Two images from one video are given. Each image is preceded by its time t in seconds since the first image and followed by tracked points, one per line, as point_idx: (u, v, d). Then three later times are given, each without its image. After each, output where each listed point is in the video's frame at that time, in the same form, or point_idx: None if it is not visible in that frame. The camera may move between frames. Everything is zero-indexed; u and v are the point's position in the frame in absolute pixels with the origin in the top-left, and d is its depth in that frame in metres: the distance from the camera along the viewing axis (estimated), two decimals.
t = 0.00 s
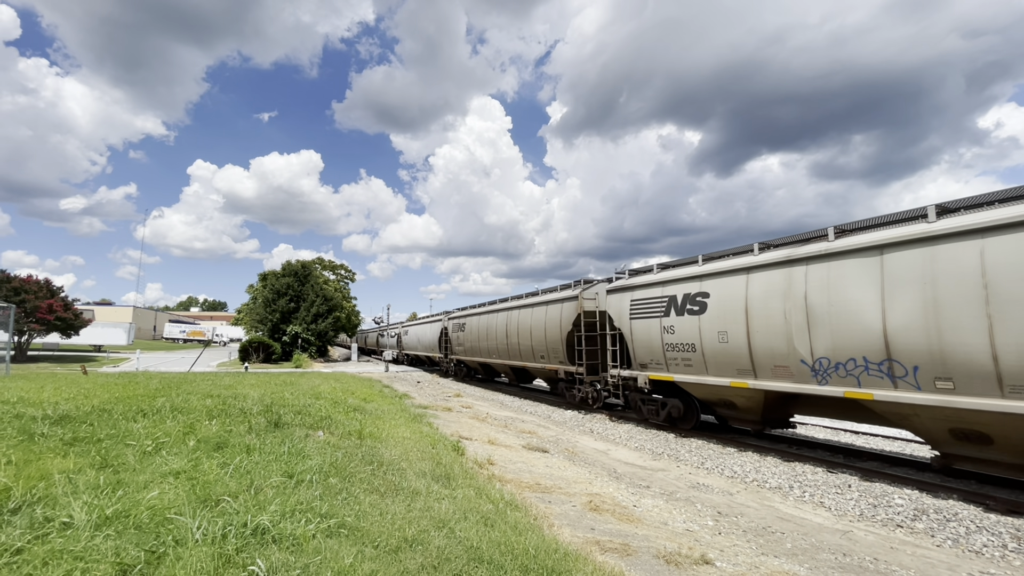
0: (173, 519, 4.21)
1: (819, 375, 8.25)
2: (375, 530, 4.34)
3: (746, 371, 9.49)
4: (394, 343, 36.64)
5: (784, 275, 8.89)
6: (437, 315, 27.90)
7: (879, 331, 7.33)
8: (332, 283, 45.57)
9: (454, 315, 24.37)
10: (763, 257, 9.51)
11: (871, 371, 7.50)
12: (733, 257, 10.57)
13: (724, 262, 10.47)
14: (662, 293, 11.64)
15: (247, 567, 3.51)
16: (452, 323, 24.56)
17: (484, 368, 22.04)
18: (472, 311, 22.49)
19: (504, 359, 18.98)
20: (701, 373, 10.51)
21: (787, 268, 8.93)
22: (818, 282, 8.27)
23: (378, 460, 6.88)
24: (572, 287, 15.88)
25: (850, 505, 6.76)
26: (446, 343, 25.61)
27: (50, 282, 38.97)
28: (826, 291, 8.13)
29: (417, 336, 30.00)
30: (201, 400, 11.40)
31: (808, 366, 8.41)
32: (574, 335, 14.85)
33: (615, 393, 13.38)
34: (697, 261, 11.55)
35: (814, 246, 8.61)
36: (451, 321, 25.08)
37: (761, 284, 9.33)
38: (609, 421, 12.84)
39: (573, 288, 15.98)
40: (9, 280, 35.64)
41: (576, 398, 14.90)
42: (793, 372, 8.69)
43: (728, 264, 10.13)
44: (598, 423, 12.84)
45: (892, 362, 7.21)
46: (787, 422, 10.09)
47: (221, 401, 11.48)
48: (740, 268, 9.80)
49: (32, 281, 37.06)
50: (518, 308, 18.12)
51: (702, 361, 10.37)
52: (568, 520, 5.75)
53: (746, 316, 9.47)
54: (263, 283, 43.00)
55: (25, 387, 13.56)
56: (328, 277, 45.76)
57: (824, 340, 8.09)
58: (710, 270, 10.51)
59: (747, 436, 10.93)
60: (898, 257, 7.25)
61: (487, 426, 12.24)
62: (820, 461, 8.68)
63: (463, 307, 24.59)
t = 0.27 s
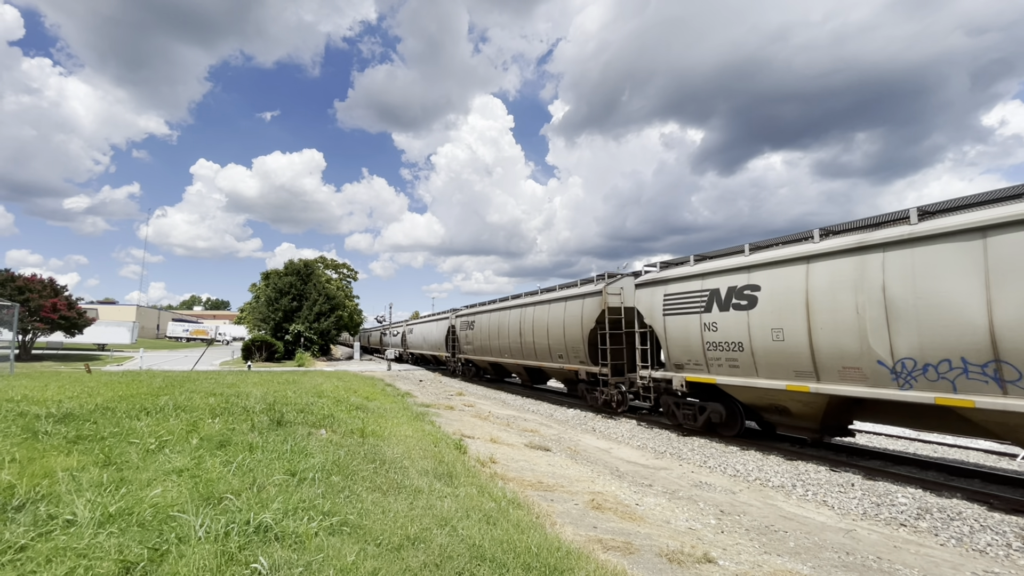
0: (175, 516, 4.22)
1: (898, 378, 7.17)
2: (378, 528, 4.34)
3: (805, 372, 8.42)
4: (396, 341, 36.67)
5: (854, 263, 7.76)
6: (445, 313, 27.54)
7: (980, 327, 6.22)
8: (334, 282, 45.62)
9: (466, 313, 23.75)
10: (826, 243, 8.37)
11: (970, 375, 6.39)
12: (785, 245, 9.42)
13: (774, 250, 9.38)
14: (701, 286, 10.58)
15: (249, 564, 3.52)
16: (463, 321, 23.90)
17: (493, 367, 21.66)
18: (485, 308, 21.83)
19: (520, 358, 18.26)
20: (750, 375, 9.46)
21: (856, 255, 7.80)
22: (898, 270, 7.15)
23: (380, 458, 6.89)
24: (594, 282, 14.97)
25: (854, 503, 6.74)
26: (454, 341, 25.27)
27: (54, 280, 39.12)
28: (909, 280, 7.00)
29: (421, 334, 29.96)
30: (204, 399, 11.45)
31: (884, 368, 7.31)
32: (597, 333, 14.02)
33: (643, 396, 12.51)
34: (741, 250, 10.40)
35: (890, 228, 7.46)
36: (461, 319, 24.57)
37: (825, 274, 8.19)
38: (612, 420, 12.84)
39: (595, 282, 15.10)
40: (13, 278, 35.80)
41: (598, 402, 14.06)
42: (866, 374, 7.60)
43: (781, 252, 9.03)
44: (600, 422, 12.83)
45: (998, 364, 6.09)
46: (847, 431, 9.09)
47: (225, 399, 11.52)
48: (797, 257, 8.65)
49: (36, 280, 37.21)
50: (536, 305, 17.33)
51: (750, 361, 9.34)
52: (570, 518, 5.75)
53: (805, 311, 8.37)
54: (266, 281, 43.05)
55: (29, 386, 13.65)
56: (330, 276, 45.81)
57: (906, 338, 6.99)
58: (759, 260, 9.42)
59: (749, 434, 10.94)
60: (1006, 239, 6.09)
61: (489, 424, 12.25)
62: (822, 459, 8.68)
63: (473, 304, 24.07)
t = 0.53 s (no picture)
0: (178, 514, 4.22)
1: (1002, 382, 6.20)
2: (380, 527, 4.34)
3: (882, 375, 7.45)
4: (398, 340, 36.70)
5: (944, 249, 6.78)
6: (451, 311, 27.08)
7: None
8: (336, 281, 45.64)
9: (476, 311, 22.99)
10: (905, 227, 7.37)
11: None
12: (850, 231, 8.44)
13: (837, 237, 8.39)
14: (749, 279, 9.62)
15: (251, 563, 3.52)
16: (473, 319, 23.14)
17: (503, 367, 21.15)
18: (497, 305, 21.04)
19: (537, 358, 17.43)
20: (809, 378, 8.54)
21: (947, 240, 6.81)
22: (1003, 256, 6.17)
23: (382, 457, 6.89)
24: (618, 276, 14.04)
25: (856, 503, 6.72)
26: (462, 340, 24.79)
27: (57, 279, 39.21)
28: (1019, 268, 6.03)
29: (424, 333, 29.90)
30: (206, 397, 11.48)
31: (984, 369, 6.35)
32: (623, 332, 13.14)
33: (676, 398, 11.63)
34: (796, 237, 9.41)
35: (990, 208, 6.46)
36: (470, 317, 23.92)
37: (905, 261, 7.21)
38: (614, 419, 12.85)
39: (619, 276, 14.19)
40: (16, 277, 35.95)
41: (623, 405, 13.16)
42: (962, 378, 6.58)
43: (845, 239, 8.08)
44: (602, 421, 12.83)
45: None
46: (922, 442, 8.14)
47: (227, 397, 11.53)
48: (871, 243, 7.66)
49: (40, 279, 37.32)
50: (554, 302, 16.43)
51: (812, 362, 8.39)
52: (572, 517, 5.75)
53: (883, 305, 7.38)
54: (268, 280, 43.05)
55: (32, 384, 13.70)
56: (332, 275, 45.84)
57: (1014, 335, 6.03)
58: (818, 247, 8.45)
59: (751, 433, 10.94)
60: None
61: (491, 423, 12.25)
62: (825, 458, 8.67)
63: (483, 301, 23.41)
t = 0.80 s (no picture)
0: (179, 513, 4.23)
1: None
2: (381, 525, 4.34)
3: (982, 380, 6.50)
4: (399, 340, 36.73)
5: None
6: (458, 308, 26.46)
7: None
8: (337, 280, 45.60)
9: (487, 308, 22.09)
10: (1007, 207, 6.43)
11: None
12: (931, 214, 7.48)
13: (917, 221, 7.44)
14: (809, 271, 8.65)
15: (253, 561, 3.52)
16: (483, 317, 22.23)
17: (514, 367, 20.36)
18: (509, 302, 20.10)
19: (553, 358, 16.46)
20: (884, 382, 7.56)
21: None
22: None
23: (383, 455, 6.89)
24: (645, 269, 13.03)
25: (857, 502, 6.71)
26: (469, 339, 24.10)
27: (59, 278, 39.27)
28: None
29: (426, 332, 29.85)
30: (207, 396, 11.49)
31: None
32: (650, 330, 12.16)
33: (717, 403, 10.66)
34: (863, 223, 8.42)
35: None
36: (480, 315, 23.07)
37: (1011, 247, 6.26)
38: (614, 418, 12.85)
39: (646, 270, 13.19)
40: (18, 276, 36.04)
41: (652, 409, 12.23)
42: None
43: (931, 223, 7.13)
44: (603, 420, 12.84)
45: None
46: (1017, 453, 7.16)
47: (228, 396, 11.54)
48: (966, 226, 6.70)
49: (42, 278, 37.42)
50: (573, 298, 15.42)
51: (891, 364, 7.42)
52: (573, 516, 5.75)
53: (982, 298, 6.44)
54: (269, 279, 43.03)
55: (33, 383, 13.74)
56: (333, 274, 45.83)
57: None
58: (897, 232, 7.50)
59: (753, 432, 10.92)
60: None
61: (492, 422, 12.25)
62: (826, 457, 8.67)
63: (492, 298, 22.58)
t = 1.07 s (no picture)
0: (179, 512, 4.22)
1: None
2: (382, 524, 4.35)
3: None
4: (398, 339, 36.74)
5: None
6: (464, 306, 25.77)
7: None
8: (337, 280, 45.56)
9: (495, 306, 21.12)
10: None
11: None
12: None
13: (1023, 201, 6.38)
14: (886, 261, 7.52)
15: (253, 560, 3.52)
16: (491, 315, 21.25)
17: (524, 368, 19.45)
18: (519, 299, 19.12)
19: (568, 359, 15.46)
20: (984, 388, 6.48)
21: None
22: None
23: (383, 454, 6.89)
24: (676, 263, 12.05)
25: (857, 501, 6.72)
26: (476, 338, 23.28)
27: (58, 278, 39.21)
28: None
29: (427, 331, 29.78)
30: (207, 395, 11.50)
31: None
32: (683, 328, 11.19)
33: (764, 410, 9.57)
34: (950, 205, 7.30)
35: None
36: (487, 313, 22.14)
37: None
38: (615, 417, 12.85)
39: (677, 263, 12.21)
40: (18, 275, 36.02)
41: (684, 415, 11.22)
42: None
43: None
44: (603, 419, 12.85)
45: None
46: None
47: (228, 395, 11.55)
48: None
49: (41, 277, 37.36)
50: (593, 294, 14.40)
51: (993, 368, 6.35)
52: (573, 515, 5.75)
53: None
54: (269, 279, 43.00)
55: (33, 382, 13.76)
56: (333, 273, 45.78)
57: None
58: (995, 213, 6.46)
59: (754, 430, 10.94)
60: None
61: (492, 421, 12.25)
62: (827, 456, 8.71)
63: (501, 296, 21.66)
